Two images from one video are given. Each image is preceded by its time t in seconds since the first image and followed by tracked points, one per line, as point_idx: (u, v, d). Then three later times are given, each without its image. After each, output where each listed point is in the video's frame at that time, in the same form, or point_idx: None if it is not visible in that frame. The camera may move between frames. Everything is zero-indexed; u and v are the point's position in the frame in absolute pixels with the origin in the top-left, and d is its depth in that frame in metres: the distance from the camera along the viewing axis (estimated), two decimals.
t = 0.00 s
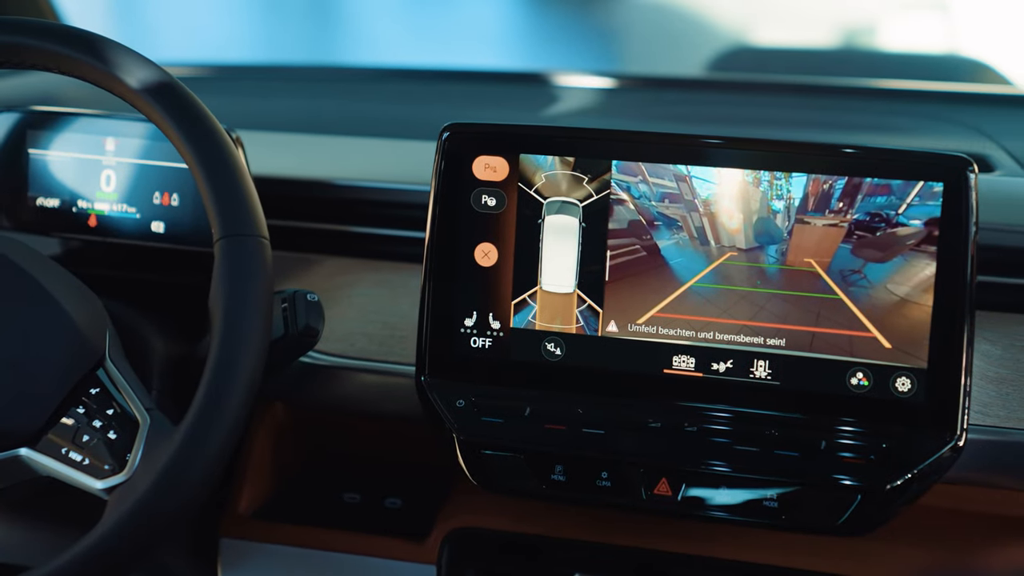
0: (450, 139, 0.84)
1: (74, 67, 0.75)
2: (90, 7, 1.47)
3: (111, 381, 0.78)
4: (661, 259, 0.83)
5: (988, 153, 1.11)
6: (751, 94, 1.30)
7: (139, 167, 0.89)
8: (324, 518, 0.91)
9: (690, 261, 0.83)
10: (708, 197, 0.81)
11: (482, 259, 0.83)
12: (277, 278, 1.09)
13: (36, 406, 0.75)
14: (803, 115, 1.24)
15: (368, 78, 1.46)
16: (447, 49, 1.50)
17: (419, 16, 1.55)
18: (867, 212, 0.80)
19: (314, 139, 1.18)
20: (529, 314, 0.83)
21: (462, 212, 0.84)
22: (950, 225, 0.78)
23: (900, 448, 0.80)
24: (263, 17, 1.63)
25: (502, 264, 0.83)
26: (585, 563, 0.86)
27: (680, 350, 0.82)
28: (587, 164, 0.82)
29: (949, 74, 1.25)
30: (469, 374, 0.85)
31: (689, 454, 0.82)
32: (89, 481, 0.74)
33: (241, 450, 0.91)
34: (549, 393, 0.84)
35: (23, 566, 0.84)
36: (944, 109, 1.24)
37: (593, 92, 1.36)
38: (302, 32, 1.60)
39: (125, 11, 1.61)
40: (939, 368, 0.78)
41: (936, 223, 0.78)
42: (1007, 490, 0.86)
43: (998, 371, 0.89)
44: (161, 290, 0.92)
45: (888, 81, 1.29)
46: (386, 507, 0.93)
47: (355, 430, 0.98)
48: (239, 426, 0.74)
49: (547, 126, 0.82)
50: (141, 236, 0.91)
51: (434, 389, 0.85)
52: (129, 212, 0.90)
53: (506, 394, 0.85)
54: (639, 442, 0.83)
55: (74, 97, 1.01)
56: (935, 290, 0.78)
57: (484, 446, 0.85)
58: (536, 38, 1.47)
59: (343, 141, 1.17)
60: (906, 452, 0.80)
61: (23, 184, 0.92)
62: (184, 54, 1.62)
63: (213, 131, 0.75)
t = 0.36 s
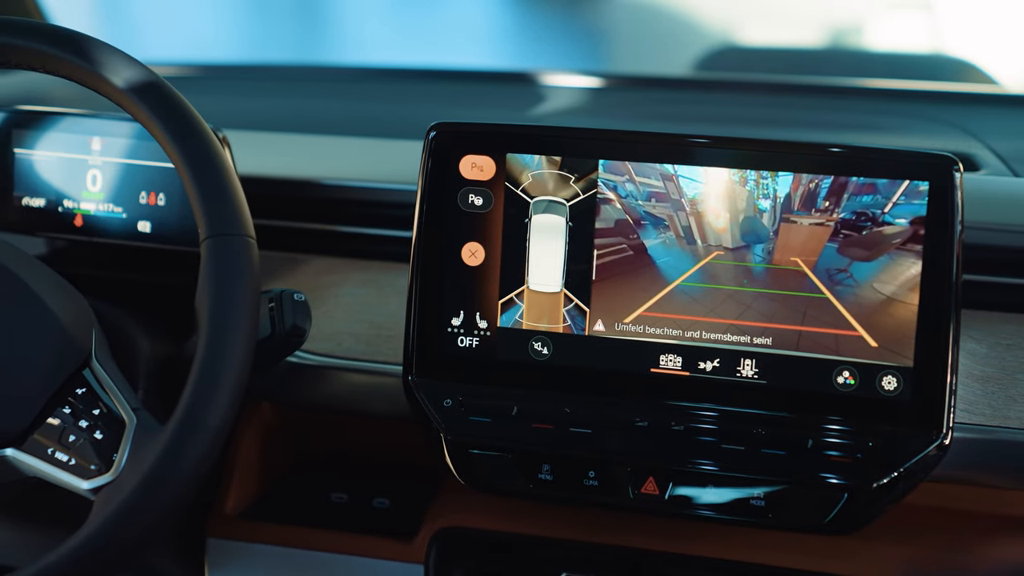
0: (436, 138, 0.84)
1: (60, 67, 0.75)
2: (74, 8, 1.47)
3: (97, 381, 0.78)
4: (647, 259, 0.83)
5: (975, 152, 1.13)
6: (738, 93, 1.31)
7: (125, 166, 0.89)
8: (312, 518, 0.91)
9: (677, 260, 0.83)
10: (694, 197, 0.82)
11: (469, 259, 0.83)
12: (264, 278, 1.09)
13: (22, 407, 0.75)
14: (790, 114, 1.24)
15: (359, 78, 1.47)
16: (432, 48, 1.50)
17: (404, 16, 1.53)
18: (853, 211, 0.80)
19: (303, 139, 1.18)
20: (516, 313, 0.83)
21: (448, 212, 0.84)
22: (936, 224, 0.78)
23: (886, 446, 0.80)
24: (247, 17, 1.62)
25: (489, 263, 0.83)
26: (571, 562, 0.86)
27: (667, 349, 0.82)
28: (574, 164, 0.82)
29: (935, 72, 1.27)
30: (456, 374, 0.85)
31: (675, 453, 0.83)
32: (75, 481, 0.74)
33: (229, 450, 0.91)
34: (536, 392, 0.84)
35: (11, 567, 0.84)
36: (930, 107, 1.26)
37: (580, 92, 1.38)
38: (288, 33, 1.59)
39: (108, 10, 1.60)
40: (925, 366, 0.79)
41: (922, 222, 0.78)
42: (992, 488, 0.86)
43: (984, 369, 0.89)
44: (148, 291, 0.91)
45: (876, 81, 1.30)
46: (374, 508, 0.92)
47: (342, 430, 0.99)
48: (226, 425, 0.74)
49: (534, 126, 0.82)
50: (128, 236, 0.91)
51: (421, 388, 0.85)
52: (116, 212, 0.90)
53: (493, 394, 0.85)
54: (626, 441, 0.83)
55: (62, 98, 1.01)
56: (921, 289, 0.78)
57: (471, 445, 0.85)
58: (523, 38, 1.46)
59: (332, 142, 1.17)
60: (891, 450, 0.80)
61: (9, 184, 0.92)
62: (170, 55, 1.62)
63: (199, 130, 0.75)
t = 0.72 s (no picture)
0: (427, 138, 0.84)
1: (48, 66, 0.74)
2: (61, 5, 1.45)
3: (87, 382, 0.78)
4: (638, 258, 0.83)
5: (963, 151, 1.13)
6: (731, 94, 1.30)
7: (114, 167, 0.89)
8: (303, 518, 0.91)
9: (668, 260, 0.83)
10: (685, 197, 0.81)
11: (460, 259, 0.83)
12: (253, 279, 1.08)
13: (15, 407, 0.75)
14: (785, 114, 1.26)
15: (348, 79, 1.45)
16: (420, 47, 1.49)
17: (395, 17, 1.53)
18: (844, 210, 0.80)
19: (294, 139, 1.18)
20: (507, 314, 0.83)
21: (439, 212, 0.83)
22: (926, 223, 0.78)
23: (877, 446, 0.80)
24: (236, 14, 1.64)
25: (480, 263, 0.83)
26: (563, 562, 0.86)
27: (658, 349, 0.82)
28: (565, 164, 0.82)
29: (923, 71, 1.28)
30: (447, 374, 0.85)
31: (666, 453, 0.82)
32: (65, 483, 0.74)
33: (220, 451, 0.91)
34: (526, 392, 0.84)
35: None
36: (918, 106, 1.26)
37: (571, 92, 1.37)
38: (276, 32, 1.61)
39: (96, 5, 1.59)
40: (916, 366, 0.79)
41: (912, 221, 0.78)
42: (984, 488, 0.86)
43: (974, 368, 0.90)
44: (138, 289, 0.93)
45: (871, 81, 1.30)
46: (364, 508, 0.93)
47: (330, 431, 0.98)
48: (217, 425, 0.74)
49: (524, 126, 0.82)
50: (118, 236, 0.91)
51: (412, 388, 0.85)
52: (105, 212, 0.90)
53: (483, 394, 0.84)
54: (616, 441, 0.83)
55: (52, 97, 1.01)
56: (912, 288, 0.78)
57: (462, 445, 0.85)
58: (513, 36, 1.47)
59: (323, 142, 1.17)
60: (882, 450, 0.80)
61: None
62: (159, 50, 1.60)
63: (189, 130, 0.75)
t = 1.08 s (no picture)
0: (422, 138, 0.83)
1: (42, 67, 0.74)
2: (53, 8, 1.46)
3: (81, 385, 0.77)
4: (635, 259, 0.82)
5: (960, 151, 1.16)
6: (725, 94, 1.30)
7: (107, 167, 0.88)
8: (298, 519, 0.91)
9: (665, 261, 0.83)
10: (681, 197, 0.81)
11: (455, 260, 0.83)
12: (247, 280, 1.08)
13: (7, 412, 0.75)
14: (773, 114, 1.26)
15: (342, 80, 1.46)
16: (413, 48, 1.49)
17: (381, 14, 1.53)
18: (841, 210, 0.80)
19: (289, 140, 1.18)
20: (503, 314, 0.83)
21: (435, 213, 0.83)
22: (923, 224, 0.78)
23: (874, 447, 0.80)
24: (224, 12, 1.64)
25: (475, 264, 0.83)
26: (559, 563, 0.86)
27: (654, 350, 0.82)
28: (561, 164, 0.82)
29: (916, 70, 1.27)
30: (442, 375, 0.84)
31: (662, 454, 0.82)
32: (59, 485, 0.73)
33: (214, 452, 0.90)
34: (522, 393, 0.84)
35: None
36: (911, 106, 1.27)
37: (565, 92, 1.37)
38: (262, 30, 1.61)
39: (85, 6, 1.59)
40: (913, 367, 0.78)
41: (910, 222, 0.78)
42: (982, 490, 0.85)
43: (970, 369, 0.90)
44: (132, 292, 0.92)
45: (855, 80, 1.30)
46: (359, 509, 0.92)
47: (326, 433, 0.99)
48: (212, 427, 0.74)
49: (520, 126, 0.82)
50: (111, 237, 0.90)
51: (407, 389, 0.85)
52: (98, 213, 0.89)
53: (479, 395, 0.84)
54: (612, 441, 0.83)
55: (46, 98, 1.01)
56: (909, 289, 0.78)
57: (457, 446, 0.85)
58: (502, 36, 1.47)
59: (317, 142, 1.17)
60: (879, 451, 0.80)
61: None
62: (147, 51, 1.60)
63: (183, 131, 0.74)
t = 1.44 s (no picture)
0: (406, 138, 0.83)
1: (24, 67, 0.74)
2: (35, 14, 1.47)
3: (64, 386, 0.77)
4: (619, 259, 0.81)
5: (944, 151, 1.17)
6: (711, 94, 1.31)
7: (90, 168, 0.88)
8: (284, 521, 0.90)
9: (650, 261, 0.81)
10: (666, 197, 0.81)
11: (440, 260, 0.83)
12: (231, 281, 1.08)
13: None
14: (755, 116, 1.27)
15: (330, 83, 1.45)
16: (402, 47, 1.50)
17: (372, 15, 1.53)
18: (825, 210, 0.80)
19: (275, 140, 1.18)
20: (488, 314, 0.83)
21: (419, 213, 0.83)
22: (907, 224, 0.78)
23: (858, 446, 0.80)
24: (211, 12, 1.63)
25: (460, 265, 0.83)
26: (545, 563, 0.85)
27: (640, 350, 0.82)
28: (546, 164, 0.82)
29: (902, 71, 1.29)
30: (427, 375, 0.84)
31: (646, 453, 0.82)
32: (42, 487, 0.73)
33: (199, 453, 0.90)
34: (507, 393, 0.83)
35: None
36: (896, 106, 1.27)
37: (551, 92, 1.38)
38: (250, 30, 1.61)
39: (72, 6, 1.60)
40: (896, 367, 0.79)
41: (893, 221, 0.78)
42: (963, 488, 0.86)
43: (954, 368, 0.90)
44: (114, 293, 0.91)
45: (843, 80, 1.30)
46: (344, 510, 0.92)
47: (311, 432, 1.00)
48: (196, 429, 0.73)
49: (504, 126, 0.82)
50: (95, 238, 0.90)
51: (391, 389, 0.84)
52: (82, 214, 0.89)
53: (464, 396, 0.84)
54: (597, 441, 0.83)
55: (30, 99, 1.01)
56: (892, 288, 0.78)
57: (441, 447, 0.85)
58: (491, 36, 1.46)
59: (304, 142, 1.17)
60: (862, 451, 0.80)
61: None
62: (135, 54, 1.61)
63: (166, 131, 0.74)
